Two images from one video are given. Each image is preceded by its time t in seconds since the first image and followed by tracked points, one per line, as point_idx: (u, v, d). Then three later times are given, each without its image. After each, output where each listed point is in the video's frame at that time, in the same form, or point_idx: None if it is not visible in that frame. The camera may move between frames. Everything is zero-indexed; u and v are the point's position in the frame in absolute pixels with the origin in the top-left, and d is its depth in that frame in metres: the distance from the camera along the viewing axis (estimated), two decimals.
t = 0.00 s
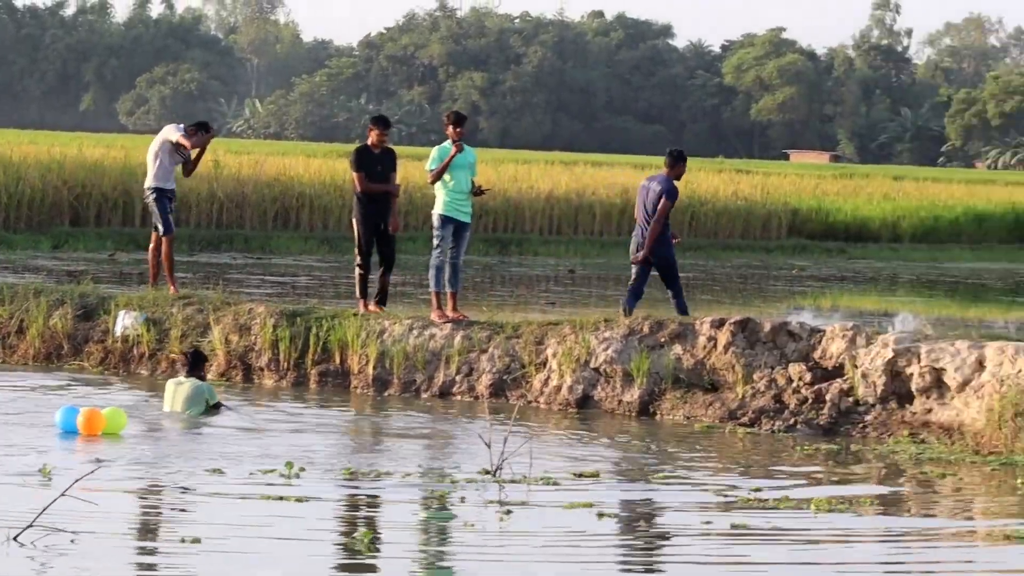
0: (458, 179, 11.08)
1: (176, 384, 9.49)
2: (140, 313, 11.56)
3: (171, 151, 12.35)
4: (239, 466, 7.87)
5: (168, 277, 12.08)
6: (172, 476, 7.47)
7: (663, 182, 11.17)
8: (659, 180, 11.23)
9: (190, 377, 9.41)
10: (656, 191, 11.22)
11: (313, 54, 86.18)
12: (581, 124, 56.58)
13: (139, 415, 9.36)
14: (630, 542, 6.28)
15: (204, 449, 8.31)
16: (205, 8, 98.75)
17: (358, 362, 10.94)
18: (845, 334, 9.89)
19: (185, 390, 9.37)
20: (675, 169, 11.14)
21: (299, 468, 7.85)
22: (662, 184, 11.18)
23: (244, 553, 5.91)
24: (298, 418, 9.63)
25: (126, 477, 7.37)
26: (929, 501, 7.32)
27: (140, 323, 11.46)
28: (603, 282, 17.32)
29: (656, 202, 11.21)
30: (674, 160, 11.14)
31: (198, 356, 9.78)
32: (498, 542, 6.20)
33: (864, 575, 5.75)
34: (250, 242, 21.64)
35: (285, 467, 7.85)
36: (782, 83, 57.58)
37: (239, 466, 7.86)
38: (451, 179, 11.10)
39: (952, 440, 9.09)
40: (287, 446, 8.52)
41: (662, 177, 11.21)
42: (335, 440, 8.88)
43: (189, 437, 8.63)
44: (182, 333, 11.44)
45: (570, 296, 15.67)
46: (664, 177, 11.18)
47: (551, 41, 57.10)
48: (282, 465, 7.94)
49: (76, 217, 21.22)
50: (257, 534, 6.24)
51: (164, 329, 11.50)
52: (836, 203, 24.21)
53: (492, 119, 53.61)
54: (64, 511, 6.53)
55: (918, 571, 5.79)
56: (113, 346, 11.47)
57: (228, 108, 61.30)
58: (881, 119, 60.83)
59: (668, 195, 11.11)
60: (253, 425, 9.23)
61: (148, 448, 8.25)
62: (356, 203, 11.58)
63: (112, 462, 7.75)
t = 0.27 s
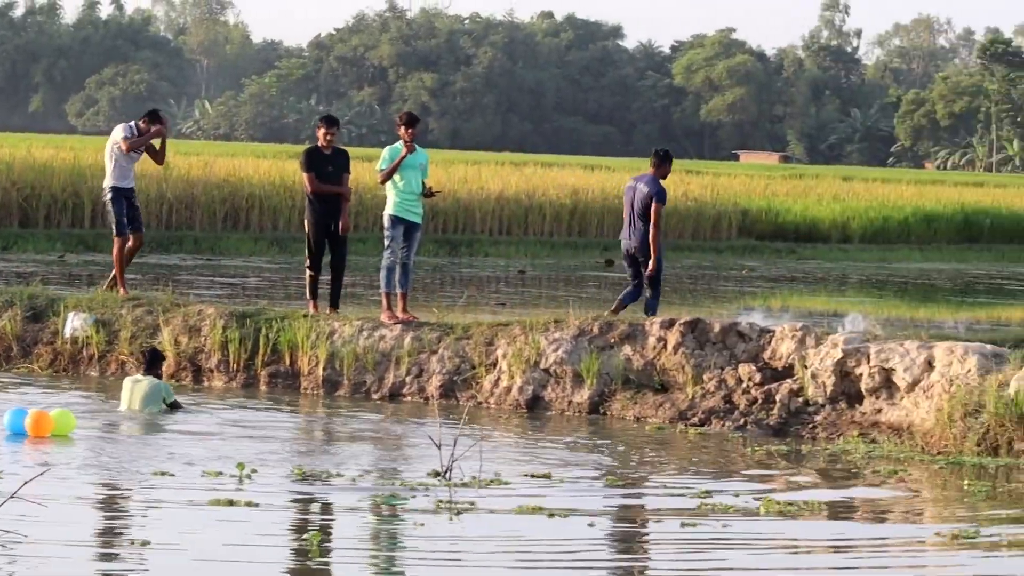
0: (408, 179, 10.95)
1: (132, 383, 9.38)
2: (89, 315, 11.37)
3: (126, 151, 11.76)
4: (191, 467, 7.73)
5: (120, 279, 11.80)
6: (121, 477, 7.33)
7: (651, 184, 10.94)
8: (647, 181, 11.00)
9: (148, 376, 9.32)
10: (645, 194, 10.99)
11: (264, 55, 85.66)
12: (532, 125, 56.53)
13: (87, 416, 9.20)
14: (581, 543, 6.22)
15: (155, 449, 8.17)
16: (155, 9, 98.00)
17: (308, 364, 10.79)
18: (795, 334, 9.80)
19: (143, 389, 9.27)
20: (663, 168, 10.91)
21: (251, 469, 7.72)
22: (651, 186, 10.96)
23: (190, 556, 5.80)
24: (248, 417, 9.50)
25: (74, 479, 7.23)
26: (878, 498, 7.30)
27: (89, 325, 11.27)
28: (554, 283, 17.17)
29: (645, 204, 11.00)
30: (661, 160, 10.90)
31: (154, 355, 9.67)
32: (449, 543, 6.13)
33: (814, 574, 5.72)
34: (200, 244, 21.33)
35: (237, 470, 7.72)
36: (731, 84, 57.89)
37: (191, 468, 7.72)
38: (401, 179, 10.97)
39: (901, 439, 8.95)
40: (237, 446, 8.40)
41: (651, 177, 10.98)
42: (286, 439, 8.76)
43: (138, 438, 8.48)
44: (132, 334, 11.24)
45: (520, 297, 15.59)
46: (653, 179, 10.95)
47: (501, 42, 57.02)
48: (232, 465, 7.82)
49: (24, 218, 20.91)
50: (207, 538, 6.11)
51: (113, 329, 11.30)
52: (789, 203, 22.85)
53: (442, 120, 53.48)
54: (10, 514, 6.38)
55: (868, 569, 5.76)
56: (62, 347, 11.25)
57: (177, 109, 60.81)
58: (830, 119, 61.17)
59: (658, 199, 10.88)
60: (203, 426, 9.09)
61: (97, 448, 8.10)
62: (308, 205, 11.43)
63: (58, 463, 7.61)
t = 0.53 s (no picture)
0: (346, 181, 10.77)
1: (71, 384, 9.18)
2: (23, 317, 11.12)
3: (67, 149, 11.32)
4: (123, 470, 7.53)
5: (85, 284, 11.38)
6: (52, 481, 7.13)
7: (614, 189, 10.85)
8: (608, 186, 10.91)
9: (88, 377, 9.15)
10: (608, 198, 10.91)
11: (201, 56, 84.87)
12: (468, 127, 56.40)
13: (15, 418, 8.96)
14: (520, 543, 6.10)
15: (88, 451, 7.97)
16: (90, 12, 96.87)
17: (242, 366, 10.57)
18: (730, 336, 9.63)
19: (85, 389, 9.09)
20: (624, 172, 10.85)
21: (186, 471, 7.54)
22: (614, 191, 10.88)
23: (120, 563, 5.61)
24: (181, 419, 9.29)
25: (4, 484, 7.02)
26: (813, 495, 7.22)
27: (24, 327, 11.04)
28: (490, 286, 16.97)
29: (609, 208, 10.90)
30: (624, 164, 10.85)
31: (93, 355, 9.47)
32: (384, 548, 5.97)
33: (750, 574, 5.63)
34: (134, 246, 20.45)
35: (172, 471, 7.54)
36: (667, 87, 58.21)
37: (124, 470, 7.53)
38: (339, 182, 10.79)
39: (836, 441, 8.80)
40: (170, 447, 8.20)
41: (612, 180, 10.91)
42: (220, 440, 8.56)
43: (69, 440, 8.27)
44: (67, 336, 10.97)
45: (455, 299, 15.46)
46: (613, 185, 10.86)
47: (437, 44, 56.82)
48: (165, 467, 7.62)
49: None
50: (141, 542, 5.93)
51: (48, 331, 11.04)
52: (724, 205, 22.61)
53: (378, 123, 53.21)
54: None
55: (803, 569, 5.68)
56: None
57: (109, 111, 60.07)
58: (766, 121, 61.55)
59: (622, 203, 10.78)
60: (137, 426, 8.87)
61: (27, 451, 7.88)
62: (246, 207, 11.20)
63: None
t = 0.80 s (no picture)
0: (287, 183, 10.53)
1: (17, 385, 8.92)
2: None
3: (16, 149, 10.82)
4: (61, 472, 7.27)
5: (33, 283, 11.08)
6: None
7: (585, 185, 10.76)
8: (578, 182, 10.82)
9: (35, 378, 8.89)
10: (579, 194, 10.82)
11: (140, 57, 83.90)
12: (408, 128, 56.11)
13: None
14: (466, 540, 5.90)
15: (25, 454, 7.70)
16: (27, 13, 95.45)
17: (182, 367, 10.31)
18: (670, 338, 9.39)
19: (31, 390, 8.83)
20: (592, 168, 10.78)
21: (127, 472, 7.29)
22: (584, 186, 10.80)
23: (57, 565, 5.37)
24: (121, 418, 9.03)
25: None
26: (755, 498, 6.94)
27: None
28: (429, 287, 16.87)
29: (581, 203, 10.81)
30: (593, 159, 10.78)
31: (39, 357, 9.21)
32: (326, 544, 5.75)
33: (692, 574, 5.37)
34: (73, 247, 19.89)
35: (114, 473, 7.29)
36: (607, 88, 58.45)
37: (61, 473, 7.27)
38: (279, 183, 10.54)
39: (775, 442, 8.50)
40: (108, 448, 7.94)
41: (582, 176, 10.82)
42: (161, 440, 8.32)
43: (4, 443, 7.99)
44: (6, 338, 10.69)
45: (395, 300, 15.30)
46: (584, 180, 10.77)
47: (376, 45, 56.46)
48: (106, 469, 7.38)
49: None
50: (78, 545, 5.69)
51: None
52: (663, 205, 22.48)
53: (319, 124, 52.79)
54: None
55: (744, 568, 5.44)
56: None
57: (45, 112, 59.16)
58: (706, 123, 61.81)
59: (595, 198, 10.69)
60: (76, 427, 8.61)
61: None
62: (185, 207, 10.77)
63: None
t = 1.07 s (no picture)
0: (238, 182, 10.27)
1: None
2: None
3: None
4: (9, 474, 7.07)
5: None
6: None
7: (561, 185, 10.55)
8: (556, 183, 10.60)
9: None
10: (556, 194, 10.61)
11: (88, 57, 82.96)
12: (359, 127, 55.85)
13: None
14: (420, 543, 5.77)
15: None
16: None
17: (133, 366, 10.05)
18: (620, 337, 9.36)
19: None
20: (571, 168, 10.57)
21: (78, 472, 7.10)
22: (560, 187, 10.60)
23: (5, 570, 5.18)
24: (69, 418, 8.81)
25: None
26: (707, 498, 6.90)
27: None
28: (380, 287, 16.73)
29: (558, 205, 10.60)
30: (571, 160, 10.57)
31: None
32: (277, 549, 5.60)
33: None
34: (24, 247, 19.53)
35: (64, 473, 7.10)
36: (557, 87, 58.39)
37: (9, 473, 7.06)
38: (231, 183, 10.29)
39: (727, 442, 8.46)
40: (56, 448, 7.73)
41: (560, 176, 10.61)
42: (109, 440, 8.12)
43: None
44: None
45: (346, 300, 15.19)
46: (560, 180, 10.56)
47: (327, 45, 56.06)
48: (56, 469, 7.19)
49: None
50: (21, 550, 5.50)
51: None
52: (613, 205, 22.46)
53: (269, 123, 52.39)
54: None
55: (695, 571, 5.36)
56: None
57: None
58: (656, 122, 61.91)
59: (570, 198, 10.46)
60: (22, 427, 8.40)
61: None
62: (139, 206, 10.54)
63: None
